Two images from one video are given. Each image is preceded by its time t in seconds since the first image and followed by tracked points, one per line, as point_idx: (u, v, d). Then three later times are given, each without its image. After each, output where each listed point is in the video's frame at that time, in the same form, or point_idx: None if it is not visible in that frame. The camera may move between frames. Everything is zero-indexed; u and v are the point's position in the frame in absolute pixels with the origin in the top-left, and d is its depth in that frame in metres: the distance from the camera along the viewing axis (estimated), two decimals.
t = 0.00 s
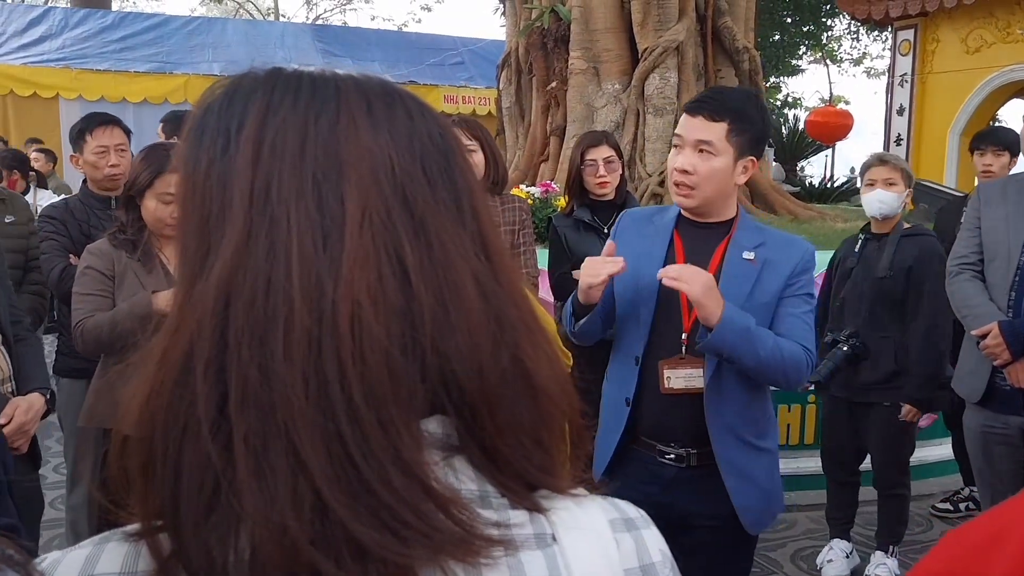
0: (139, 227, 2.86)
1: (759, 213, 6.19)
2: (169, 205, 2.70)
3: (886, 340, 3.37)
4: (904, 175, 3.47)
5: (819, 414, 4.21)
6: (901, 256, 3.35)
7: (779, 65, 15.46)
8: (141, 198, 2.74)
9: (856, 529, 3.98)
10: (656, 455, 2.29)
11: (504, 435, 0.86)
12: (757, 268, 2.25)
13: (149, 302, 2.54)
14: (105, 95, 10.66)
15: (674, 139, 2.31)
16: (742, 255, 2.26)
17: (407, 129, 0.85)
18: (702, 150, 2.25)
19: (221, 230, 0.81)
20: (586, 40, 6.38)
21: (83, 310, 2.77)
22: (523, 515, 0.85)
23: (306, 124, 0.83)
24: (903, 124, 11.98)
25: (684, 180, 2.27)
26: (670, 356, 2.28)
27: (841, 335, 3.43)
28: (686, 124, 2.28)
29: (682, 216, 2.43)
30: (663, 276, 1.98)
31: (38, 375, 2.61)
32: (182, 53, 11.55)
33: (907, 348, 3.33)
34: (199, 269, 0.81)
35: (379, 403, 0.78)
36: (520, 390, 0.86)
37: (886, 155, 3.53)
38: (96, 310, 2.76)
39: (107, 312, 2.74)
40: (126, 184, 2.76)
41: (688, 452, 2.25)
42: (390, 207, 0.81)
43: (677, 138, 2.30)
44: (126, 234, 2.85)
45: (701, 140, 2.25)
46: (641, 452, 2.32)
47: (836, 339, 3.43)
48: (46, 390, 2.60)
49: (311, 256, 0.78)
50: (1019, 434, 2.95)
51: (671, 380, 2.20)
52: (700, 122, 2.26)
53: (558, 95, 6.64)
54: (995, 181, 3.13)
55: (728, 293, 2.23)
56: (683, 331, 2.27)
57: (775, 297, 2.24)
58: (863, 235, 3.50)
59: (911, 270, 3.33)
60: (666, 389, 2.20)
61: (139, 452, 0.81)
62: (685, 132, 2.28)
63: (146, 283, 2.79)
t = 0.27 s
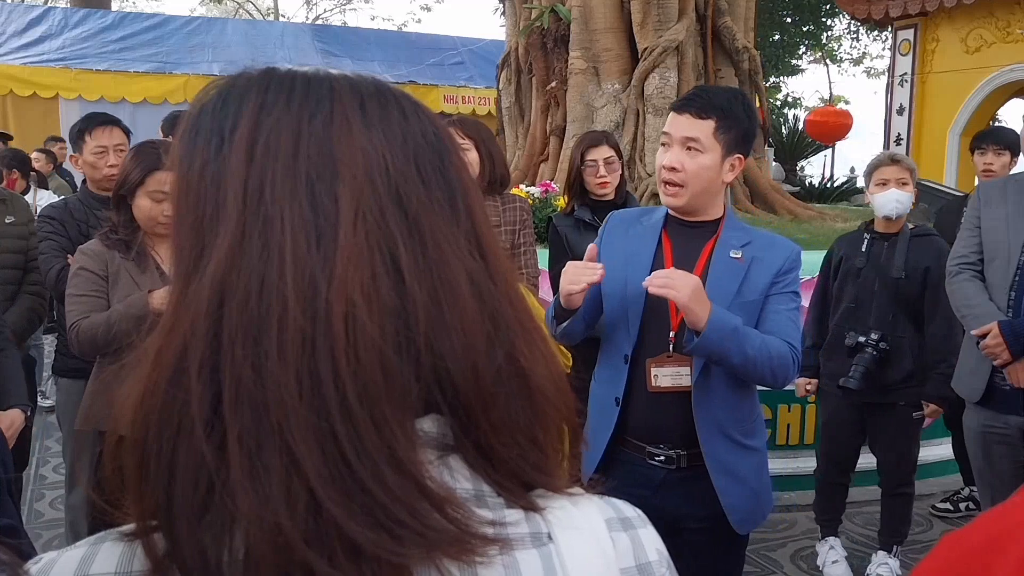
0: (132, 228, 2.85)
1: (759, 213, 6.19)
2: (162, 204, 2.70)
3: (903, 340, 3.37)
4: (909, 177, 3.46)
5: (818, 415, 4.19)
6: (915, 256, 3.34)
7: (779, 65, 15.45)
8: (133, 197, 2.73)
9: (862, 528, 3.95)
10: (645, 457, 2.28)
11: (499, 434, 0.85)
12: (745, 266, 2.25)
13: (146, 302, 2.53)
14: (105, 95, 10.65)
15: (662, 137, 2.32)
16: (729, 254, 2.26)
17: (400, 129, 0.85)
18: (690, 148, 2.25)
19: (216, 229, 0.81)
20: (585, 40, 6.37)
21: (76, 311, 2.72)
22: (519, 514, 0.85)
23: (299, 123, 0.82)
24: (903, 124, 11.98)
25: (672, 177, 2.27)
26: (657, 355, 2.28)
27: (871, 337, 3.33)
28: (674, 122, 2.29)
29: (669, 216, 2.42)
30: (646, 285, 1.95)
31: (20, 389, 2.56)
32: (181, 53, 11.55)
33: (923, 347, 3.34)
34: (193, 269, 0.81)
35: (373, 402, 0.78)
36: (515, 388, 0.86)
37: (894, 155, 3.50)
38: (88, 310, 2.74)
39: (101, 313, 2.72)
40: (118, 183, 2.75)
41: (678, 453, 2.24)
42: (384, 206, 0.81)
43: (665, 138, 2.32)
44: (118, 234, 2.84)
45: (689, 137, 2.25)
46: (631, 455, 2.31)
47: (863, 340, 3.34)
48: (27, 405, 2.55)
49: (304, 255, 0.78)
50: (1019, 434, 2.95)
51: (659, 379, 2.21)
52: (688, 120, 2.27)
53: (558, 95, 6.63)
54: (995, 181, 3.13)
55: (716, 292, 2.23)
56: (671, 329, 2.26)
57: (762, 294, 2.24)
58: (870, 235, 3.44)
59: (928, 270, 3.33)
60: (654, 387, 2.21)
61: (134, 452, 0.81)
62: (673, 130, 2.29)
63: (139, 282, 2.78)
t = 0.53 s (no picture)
0: (128, 228, 2.82)
1: (759, 214, 6.18)
2: (158, 204, 2.70)
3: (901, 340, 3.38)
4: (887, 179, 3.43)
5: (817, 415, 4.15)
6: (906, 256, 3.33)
7: (780, 65, 15.45)
8: (128, 197, 2.72)
9: (864, 529, 3.94)
10: (644, 458, 2.28)
11: (499, 434, 0.85)
12: (743, 267, 2.25)
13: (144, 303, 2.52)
14: (105, 95, 10.65)
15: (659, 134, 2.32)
16: (727, 255, 2.26)
17: (399, 128, 0.85)
18: (688, 144, 2.25)
19: (215, 229, 0.81)
20: (586, 41, 6.37)
21: (70, 311, 2.70)
22: (519, 515, 0.84)
23: (298, 123, 0.82)
24: (904, 125, 11.98)
25: (669, 172, 2.26)
26: (658, 356, 2.27)
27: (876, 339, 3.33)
28: (673, 118, 2.29)
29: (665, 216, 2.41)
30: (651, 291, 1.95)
31: (9, 396, 2.53)
32: (182, 53, 11.56)
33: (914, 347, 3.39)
34: (192, 269, 0.81)
35: (372, 402, 0.78)
36: (514, 388, 0.86)
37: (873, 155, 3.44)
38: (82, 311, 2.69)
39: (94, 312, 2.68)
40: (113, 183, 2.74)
41: (678, 454, 2.24)
42: (383, 206, 0.81)
43: (662, 134, 2.31)
44: (113, 233, 2.82)
45: (687, 133, 2.25)
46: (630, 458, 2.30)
47: (868, 344, 3.33)
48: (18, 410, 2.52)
49: (303, 254, 0.78)
50: (1020, 434, 2.95)
51: (657, 380, 2.20)
52: (686, 117, 2.27)
53: (558, 96, 6.63)
54: (995, 181, 3.12)
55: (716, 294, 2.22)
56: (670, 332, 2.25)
57: (760, 294, 2.24)
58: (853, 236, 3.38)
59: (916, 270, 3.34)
60: (653, 388, 2.20)
61: (133, 452, 0.81)
62: (671, 126, 2.29)
63: (134, 282, 2.75)
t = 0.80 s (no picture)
0: (125, 228, 2.78)
1: (759, 215, 6.17)
2: (155, 206, 2.70)
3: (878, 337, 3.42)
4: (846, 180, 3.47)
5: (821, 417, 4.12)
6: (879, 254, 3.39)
7: (779, 66, 15.45)
8: (125, 198, 2.71)
9: (865, 529, 3.93)
10: (649, 459, 2.27)
11: (502, 436, 0.85)
12: (750, 267, 2.25)
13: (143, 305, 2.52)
14: (105, 96, 10.65)
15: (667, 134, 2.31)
16: (734, 255, 2.26)
17: (403, 130, 0.84)
18: (694, 144, 2.25)
19: (218, 231, 0.80)
20: (586, 42, 6.36)
21: (66, 313, 2.70)
22: (522, 518, 0.84)
23: (302, 124, 0.82)
24: (904, 125, 11.97)
25: (675, 173, 2.26)
26: (663, 357, 2.26)
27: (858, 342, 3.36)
28: (680, 119, 2.29)
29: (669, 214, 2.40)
30: (663, 295, 1.93)
31: (9, 393, 2.52)
32: (182, 55, 11.56)
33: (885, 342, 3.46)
34: (195, 270, 0.81)
35: (375, 405, 0.77)
36: (518, 390, 0.85)
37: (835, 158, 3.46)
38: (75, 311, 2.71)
39: (90, 313, 2.68)
40: (110, 183, 2.73)
41: (682, 453, 2.24)
42: (386, 208, 0.80)
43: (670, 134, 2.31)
44: (110, 234, 2.78)
45: (693, 134, 2.25)
46: (634, 458, 2.29)
47: (852, 346, 3.36)
48: (15, 407, 2.51)
49: (306, 256, 0.78)
50: (1021, 435, 2.94)
51: (663, 380, 2.20)
52: (693, 117, 2.26)
53: (558, 96, 6.62)
54: (997, 182, 3.12)
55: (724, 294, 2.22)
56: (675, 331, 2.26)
57: (766, 296, 2.24)
58: (828, 240, 3.40)
59: (887, 267, 3.40)
60: (659, 388, 2.20)
61: (136, 454, 0.81)
62: (678, 127, 2.28)
63: (130, 283, 2.74)
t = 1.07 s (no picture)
0: (121, 229, 2.77)
1: (759, 215, 6.17)
2: (152, 205, 2.70)
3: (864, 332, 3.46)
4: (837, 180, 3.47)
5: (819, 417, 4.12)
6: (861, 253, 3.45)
7: (779, 67, 15.45)
8: (121, 198, 2.71)
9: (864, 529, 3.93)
10: (652, 458, 2.25)
11: (503, 440, 0.84)
12: (755, 266, 2.26)
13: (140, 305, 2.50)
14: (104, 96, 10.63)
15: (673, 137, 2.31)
16: (739, 254, 2.26)
17: (405, 132, 0.84)
18: (699, 148, 2.25)
19: (219, 233, 0.80)
20: (585, 42, 6.35)
21: (62, 313, 2.68)
22: (523, 522, 0.84)
23: (303, 126, 0.81)
24: (903, 125, 11.98)
25: (679, 176, 2.26)
26: (666, 353, 2.23)
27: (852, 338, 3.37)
28: (688, 122, 2.28)
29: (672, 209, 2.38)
30: (679, 301, 1.93)
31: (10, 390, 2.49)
32: (181, 55, 11.55)
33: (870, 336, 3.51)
34: (196, 273, 0.80)
35: (376, 410, 0.77)
36: (520, 394, 0.85)
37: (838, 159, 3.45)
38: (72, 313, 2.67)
39: (86, 314, 2.66)
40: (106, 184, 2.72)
41: (686, 451, 2.23)
42: (388, 211, 0.80)
43: (676, 136, 2.31)
44: (107, 234, 2.77)
45: (699, 137, 2.25)
46: (636, 457, 2.27)
47: (846, 346, 3.37)
48: (14, 404, 2.48)
49: (307, 260, 0.77)
50: (1020, 435, 2.94)
51: (669, 377, 2.19)
52: (700, 121, 2.26)
53: (557, 97, 6.61)
54: (996, 182, 3.11)
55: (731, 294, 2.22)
56: (678, 329, 2.23)
57: (771, 295, 2.26)
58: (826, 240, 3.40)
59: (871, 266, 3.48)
60: (664, 386, 2.18)
61: (135, 458, 0.80)
62: (685, 129, 2.28)
63: (126, 284, 2.73)
